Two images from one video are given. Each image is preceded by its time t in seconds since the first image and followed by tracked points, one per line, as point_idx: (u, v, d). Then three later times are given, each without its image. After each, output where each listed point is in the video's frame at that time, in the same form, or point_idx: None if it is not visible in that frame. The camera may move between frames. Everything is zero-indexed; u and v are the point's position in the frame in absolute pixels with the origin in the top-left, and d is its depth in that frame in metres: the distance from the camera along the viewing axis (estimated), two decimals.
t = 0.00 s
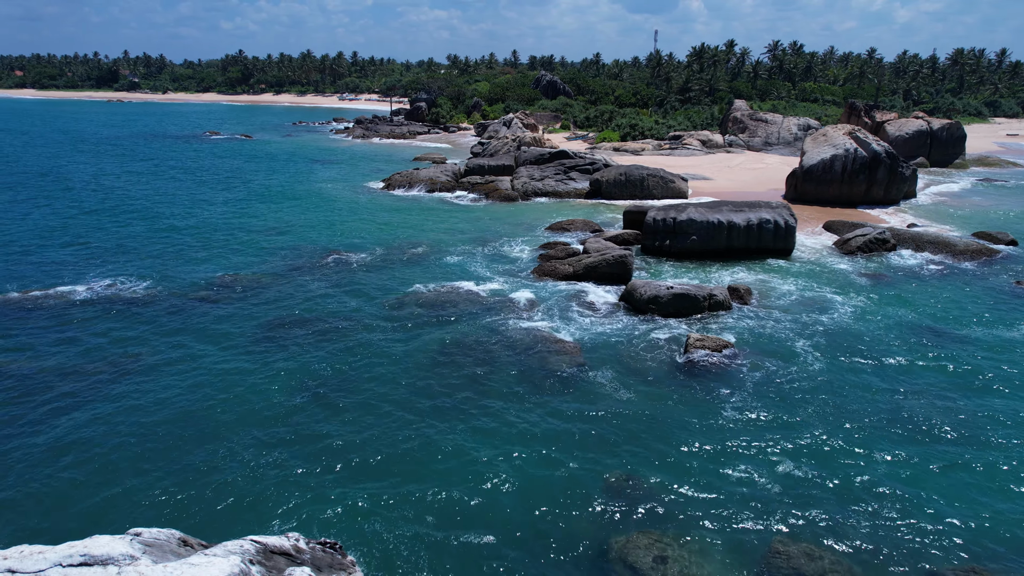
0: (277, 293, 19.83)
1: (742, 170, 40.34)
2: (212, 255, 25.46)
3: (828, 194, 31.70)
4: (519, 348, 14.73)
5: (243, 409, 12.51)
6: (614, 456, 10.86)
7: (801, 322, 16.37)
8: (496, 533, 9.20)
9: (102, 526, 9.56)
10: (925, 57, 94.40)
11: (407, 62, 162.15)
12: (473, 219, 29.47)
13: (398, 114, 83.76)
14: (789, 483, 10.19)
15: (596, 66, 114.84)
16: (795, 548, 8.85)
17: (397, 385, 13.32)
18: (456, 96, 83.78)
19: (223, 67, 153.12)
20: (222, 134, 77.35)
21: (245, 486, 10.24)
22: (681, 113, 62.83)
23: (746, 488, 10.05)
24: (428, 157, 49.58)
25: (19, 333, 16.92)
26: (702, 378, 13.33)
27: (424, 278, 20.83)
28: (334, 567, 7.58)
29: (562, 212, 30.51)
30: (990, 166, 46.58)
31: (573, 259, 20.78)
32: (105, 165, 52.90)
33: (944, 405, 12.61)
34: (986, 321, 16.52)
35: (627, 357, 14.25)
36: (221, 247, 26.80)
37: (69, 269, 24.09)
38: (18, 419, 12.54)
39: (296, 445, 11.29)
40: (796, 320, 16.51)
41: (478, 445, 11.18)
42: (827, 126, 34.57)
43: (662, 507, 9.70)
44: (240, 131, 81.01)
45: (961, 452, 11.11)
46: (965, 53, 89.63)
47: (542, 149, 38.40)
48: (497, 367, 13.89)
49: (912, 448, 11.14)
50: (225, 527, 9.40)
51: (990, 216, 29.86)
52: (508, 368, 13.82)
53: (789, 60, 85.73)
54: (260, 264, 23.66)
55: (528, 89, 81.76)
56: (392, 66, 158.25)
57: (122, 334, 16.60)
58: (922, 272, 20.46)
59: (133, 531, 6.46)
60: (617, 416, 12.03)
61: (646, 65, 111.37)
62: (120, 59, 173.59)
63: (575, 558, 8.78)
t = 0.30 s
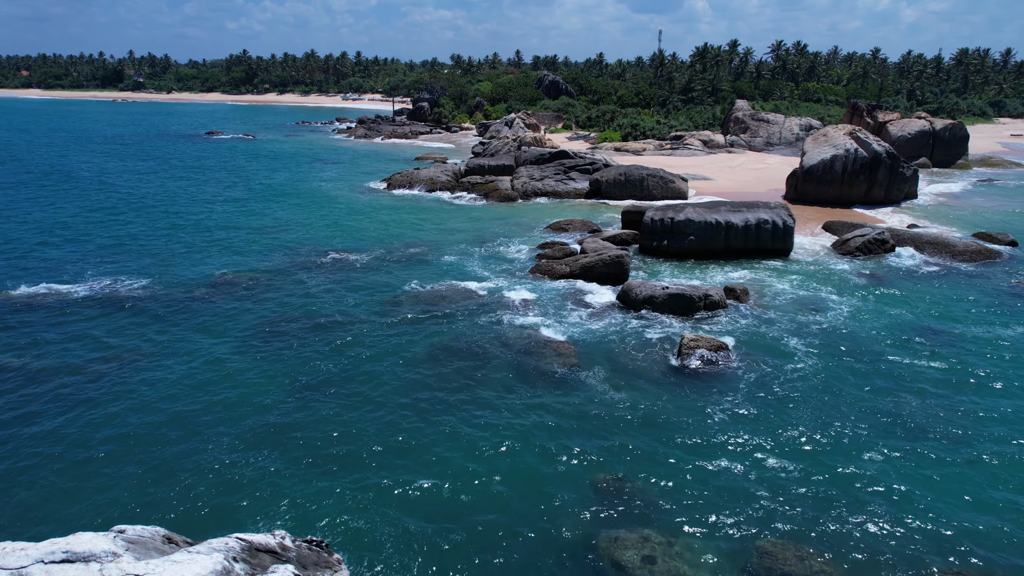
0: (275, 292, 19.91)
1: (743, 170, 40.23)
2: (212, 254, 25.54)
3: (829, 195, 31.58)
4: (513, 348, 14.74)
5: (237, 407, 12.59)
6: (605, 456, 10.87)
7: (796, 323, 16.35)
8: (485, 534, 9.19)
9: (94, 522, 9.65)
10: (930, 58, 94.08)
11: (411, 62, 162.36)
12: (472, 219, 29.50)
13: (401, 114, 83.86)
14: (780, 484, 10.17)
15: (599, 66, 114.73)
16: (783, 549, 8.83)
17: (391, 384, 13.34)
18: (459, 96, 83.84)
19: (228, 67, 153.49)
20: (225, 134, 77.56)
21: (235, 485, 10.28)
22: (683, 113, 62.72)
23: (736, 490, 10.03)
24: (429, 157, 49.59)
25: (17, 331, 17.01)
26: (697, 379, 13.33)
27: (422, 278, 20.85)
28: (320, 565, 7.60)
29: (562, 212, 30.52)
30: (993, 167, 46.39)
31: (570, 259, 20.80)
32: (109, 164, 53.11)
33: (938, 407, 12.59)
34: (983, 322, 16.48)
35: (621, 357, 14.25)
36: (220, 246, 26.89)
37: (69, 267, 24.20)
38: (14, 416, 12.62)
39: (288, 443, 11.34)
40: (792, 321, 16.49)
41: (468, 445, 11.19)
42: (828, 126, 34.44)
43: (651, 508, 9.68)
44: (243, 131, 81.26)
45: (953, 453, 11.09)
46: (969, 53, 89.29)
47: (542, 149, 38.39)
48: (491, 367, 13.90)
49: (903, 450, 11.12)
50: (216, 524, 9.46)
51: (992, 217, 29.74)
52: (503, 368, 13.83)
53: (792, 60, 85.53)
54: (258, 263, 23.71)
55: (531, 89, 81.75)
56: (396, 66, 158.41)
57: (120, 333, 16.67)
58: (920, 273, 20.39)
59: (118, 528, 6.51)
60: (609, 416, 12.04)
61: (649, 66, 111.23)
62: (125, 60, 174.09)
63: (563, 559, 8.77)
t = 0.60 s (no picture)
0: (272, 290, 19.94)
1: (744, 171, 40.14)
2: (211, 253, 25.59)
3: (829, 195, 31.49)
4: (507, 347, 14.74)
5: (230, 405, 12.62)
6: (594, 455, 10.88)
7: (793, 323, 16.31)
8: (473, 535, 9.16)
9: (84, 518, 9.69)
10: (934, 57, 93.73)
11: (414, 62, 162.53)
12: (471, 219, 29.52)
13: (404, 114, 83.95)
14: (770, 486, 10.13)
15: (602, 66, 114.59)
16: (773, 550, 8.80)
17: (384, 383, 13.35)
18: (461, 96, 83.90)
19: (232, 67, 153.93)
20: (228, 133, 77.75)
21: (226, 484, 10.29)
22: (685, 113, 62.62)
23: (726, 492, 9.98)
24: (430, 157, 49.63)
25: (15, 328, 17.07)
26: (689, 380, 13.32)
27: (419, 277, 20.87)
28: (305, 563, 7.63)
29: (561, 212, 30.51)
30: (996, 168, 46.21)
31: (567, 258, 20.80)
32: (111, 163, 53.25)
33: (930, 409, 12.58)
34: (981, 323, 16.42)
35: (615, 357, 14.24)
36: (220, 245, 26.96)
37: (69, 265, 24.27)
38: (8, 413, 12.65)
39: (279, 441, 11.38)
40: (788, 321, 16.45)
41: (458, 445, 11.18)
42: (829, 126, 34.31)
43: (641, 509, 9.65)
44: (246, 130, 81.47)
45: (943, 455, 11.09)
46: (974, 54, 88.95)
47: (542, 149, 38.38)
48: (484, 367, 13.91)
49: (895, 453, 11.09)
50: (204, 521, 9.49)
51: (993, 218, 29.63)
52: (497, 368, 13.83)
53: (795, 60, 85.33)
54: (256, 261, 23.77)
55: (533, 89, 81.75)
56: (400, 66, 158.62)
57: (116, 330, 16.71)
58: (919, 273, 20.32)
59: (103, 525, 6.53)
60: (600, 416, 12.04)
61: (652, 66, 111.13)
62: (130, 60, 174.74)
63: (552, 559, 8.73)
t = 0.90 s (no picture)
0: (269, 289, 19.97)
1: (745, 171, 40.06)
2: (210, 252, 25.66)
3: (830, 195, 31.40)
4: (501, 346, 14.74)
5: (223, 404, 12.64)
6: (583, 455, 10.91)
7: (789, 324, 16.27)
8: (460, 534, 9.21)
9: (74, 515, 9.75)
10: (938, 57, 93.37)
11: (418, 62, 162.65)
12: (470, 219, 29.56)
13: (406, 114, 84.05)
14: (758, 488, 10.12)
15: (605, 66, 114.51)
16: (758, 551, 8.80)
17: (377, 382, 13.38)
18: (463, 96, 83.90)
19: (236, 67, 154.34)
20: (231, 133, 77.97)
21: (215, 482, 10.33)
22: (688, 113, 62.53)
23: (713, 491, 10.01)
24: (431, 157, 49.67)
25: (12, 326, 17.13)
26: (682, 381, 13.31)
27: (416, 276, 20.88)
28: (290, 560, 7.67)
29: (560, 212, 30.51)
30: (999, 168, 45.97)
31: (564, 258, 20.79)
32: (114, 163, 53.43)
33: (922, 409, 12.56)
34: (977, 325, 16.35)
35: (608, 357, 14.24)
36: (219, 244, 27.03)
37: (69, 264, 24.36)
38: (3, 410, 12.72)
39: (270, 439, 11.42)
40: (784, 322, 16.42)
41: (447, 445, 11.20)
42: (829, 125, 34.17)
43: (628, 510, 9.65)
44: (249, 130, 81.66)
45: (933, 456, 11.07)
46: (978, 54, 88.54)
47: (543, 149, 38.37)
48: (477, 365, 13.93)
49: (884, 454, 11.06)
50: (193, 519, 9.55)
51: (994, 218, 29.49)
52: (490, 367, 13.83)
53: (799, 60, 85.13)
54: (254, 260, 23.83)
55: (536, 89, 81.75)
56: (403, 66, 158.79)
57: (113, 328, 16.77)
58: (917, 274, 20.24)
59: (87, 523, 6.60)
60: (591, 416, 12.05)
61: (656, 66, 110.98)
62: (135, 60, 175.40)
63: (538, 559, 8.75)
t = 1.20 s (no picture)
0: (266, 287, 20.01)
1: (745, 171, 39.93)
2: (208, 251, 25.72)
3: (830, 195, 31.28)
4: (494, 346, 14.74)
5: (216, 402, 12.68)
6: (573, 456, 10.90)
7: (784, 325, 16.26)
8: (445, 533, 9.22)
9: (64, 511, 9.79)
10: (943, 58, 92.99)
11: (421, 62, 162.81)
12: (469, 219, 29.60)
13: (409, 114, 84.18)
14: (746, 488, 10.13)
15: (608, 66, 114.40)
16: (743, 550, 8.82)
17: (370, 381, 13.41)
18: (466, 96, 83.93)
19: (240, 67, 154.72)
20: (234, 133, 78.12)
21: (206, 479, 10.36)
22: (690, 113, 62.42)
23: (699, 491, 10.03)
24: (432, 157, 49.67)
25: (10, 324, 17.21)
26: (674, 381, 13.31)
27: (413, 275, 20.89)
28: (276, 558, 7.70)
29: (559, 212, 30.48)
30: (1002, 168, 45.75)
31: (561, 258, 20.80)
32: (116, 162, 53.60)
33: (915, 411, 12.54)
34: (974, 326, 16.26)
35: (601, 358, 14.24)
36: (218, 243, 27.08)
37: (68, 262, 24.44)
38: None
39: (259, 438, 11.42)
40: (779, 322, 16.39)
41: (437, 443, 11.22)
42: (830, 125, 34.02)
43: (616, 509, 9.66)
44: (252, 130, 81.86)
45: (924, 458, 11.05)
46: (983, 53, 88.13)
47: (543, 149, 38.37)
48: (470, 365, 13.94)
49: (874, 455, 11.06)
50: (181, 516, 9.58)
51: (995, 219, 29.32)
52: (483, 367, 13.83)
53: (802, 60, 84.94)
54: (252, 259, 23.89)
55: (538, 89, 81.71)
56: (407, 66, 158.95)
57: (109, 326, 16.80)
58: (915, 275, 20.14)
59: (71, 519, 6.63)
60: (581, 415, 12.04)
61: (659, 66, 110.85)
62: (140, 61, 176.10)
63: (523, 559, 8.76)
